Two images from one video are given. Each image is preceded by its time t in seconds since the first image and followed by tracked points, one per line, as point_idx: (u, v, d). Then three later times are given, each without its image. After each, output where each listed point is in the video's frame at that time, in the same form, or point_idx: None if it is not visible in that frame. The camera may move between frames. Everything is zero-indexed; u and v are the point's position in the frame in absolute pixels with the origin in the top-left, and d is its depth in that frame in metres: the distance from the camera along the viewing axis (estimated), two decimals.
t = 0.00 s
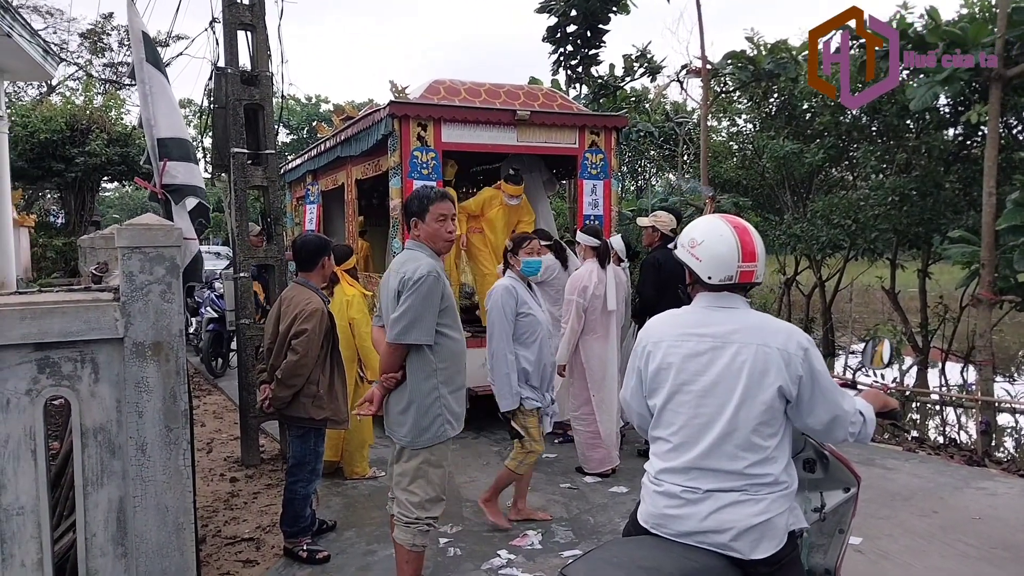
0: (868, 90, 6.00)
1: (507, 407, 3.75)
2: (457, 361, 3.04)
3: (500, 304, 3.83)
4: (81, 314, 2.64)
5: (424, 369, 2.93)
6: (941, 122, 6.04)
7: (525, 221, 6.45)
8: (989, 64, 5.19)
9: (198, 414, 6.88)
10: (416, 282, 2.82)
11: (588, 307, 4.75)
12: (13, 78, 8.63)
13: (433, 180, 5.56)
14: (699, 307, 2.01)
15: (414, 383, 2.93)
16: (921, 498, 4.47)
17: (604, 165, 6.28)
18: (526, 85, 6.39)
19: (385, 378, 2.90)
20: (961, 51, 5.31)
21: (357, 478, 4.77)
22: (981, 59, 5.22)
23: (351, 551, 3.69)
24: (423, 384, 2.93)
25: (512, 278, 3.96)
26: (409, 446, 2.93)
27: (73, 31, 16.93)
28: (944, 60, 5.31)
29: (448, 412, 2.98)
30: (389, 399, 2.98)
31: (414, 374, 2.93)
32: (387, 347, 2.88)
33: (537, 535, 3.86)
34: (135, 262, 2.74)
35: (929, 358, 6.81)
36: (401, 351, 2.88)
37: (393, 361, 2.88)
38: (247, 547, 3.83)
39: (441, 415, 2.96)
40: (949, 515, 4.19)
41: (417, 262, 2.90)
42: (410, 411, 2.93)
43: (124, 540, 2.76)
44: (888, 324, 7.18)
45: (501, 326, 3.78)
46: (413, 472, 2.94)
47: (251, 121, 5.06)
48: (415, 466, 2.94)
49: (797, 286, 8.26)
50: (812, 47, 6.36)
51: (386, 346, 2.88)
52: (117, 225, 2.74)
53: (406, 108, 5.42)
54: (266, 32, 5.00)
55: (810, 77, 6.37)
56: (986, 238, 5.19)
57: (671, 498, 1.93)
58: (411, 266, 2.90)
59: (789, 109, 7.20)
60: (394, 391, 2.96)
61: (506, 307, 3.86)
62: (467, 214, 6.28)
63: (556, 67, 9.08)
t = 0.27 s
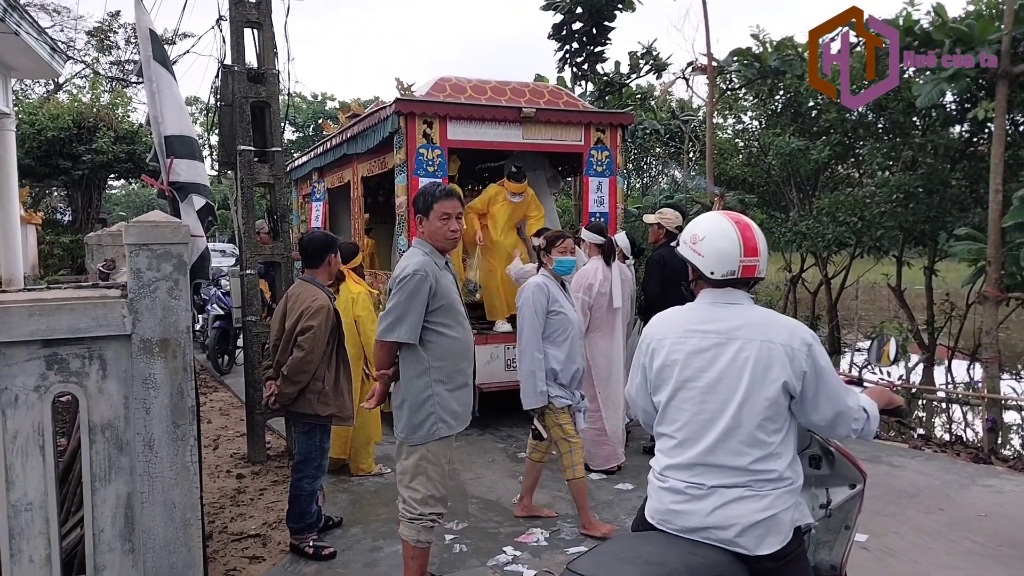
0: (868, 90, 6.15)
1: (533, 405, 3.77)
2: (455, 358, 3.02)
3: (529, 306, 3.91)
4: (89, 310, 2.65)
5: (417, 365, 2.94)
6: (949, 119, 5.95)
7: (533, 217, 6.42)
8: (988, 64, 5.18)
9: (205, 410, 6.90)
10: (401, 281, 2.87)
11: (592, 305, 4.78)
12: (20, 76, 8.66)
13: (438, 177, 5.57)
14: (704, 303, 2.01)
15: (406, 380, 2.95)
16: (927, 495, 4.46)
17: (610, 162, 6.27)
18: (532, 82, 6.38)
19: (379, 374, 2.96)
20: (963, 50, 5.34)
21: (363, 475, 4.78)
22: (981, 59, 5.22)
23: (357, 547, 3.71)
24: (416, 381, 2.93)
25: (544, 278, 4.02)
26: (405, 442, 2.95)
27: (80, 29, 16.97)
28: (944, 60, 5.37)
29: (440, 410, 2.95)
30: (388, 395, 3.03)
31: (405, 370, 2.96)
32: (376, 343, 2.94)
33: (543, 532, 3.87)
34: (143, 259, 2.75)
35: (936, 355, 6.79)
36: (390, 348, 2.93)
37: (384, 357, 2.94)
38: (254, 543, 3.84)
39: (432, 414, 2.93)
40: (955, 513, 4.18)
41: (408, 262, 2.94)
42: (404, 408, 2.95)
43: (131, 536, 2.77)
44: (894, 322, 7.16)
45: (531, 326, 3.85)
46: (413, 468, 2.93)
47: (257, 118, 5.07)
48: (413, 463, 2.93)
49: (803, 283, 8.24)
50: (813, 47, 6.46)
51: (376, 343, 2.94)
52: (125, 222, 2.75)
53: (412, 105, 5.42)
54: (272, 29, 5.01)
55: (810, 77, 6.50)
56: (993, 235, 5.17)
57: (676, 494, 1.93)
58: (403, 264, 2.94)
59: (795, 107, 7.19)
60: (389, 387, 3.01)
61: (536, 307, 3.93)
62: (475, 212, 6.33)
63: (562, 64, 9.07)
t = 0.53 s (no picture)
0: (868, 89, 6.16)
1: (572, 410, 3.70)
2: (458, 358, 3.02)
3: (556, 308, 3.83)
4: (93, 309, 2.66)
5: (417, 366, 2.95)
6: (950, 118, 5.99)
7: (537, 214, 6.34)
8: (989, 64, 5.20)
9: (208, 409, 6.92)
10: (399, 283, 2.87)
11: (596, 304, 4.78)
12: (23, 75, 8.68)
13: (441, 176, 5.57)
14: (705, 302, 2.01)
15: (406, 381, 2.97)
16: (930, 494, 4.46)
17: (612, 161, 6.27)
18: (535, 81, 6.38)
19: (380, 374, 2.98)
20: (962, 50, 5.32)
21: (366, 473, 4.79)
22: (981, 59, 5.23)
23: (360, 545, 3.71)
24: (416, 382, 2.94)
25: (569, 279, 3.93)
26: (406, 442, 2.97)
27: (83, 28, 16.98)
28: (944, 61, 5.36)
29: (441, 411, 2.95)
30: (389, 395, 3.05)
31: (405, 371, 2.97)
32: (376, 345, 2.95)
33: (546, 531, 3.87)
34: (147, 257, 2.76)
35: (938, 354, 6.78)
36: (390, 349, 2.94)
37: (384, 358, 2.95)
38: (257, 541, 3.85)
39: (433, 415, 2.94)
40: (957, 511, 4.18)
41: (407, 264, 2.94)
42: (405, 408, 2.96)
43: (135, 534, 2.78)
44: (896, 321, 7.16)
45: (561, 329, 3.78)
46: (413, 468, 2.93)
47: (261, 117, 5.07)
48: (414, 463, 2.94)
49: (805, 282, 8.24)
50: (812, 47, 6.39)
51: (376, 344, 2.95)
52: (129, 221, 2.75)
53: (415, 104, 5.43)
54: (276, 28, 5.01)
55: (810, 77, 6.49)
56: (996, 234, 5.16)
57: (675, 491, 1.94)
58: (403, 265, 2.94)
59: (798, 106, 7.18)
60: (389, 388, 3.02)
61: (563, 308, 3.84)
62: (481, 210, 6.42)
63: (565, 63, 9.07)
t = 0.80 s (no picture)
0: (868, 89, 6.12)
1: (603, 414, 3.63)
2: (459, 360, 3.02)
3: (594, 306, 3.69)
4: (95, 308, 2.66)
5: (418, 369, 2.94)
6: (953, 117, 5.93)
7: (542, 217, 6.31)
8: (989, 63, 5.19)
9: (210, 408, 6.92)
10: (403, 285, 2.86)
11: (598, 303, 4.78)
12: (25, 74, 8.68)
13: (444, 175, 5.57)
14: (697, 301, 2.00)
15: (407, 383, 2.96)
16: (932, 493, 4.46)
17: (614, 160, 6.26)
18: (537, 80, 6.37)
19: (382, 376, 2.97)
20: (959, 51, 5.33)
21: (368, 472, 4.79)
22: (981, 59, 5.22)
23: (362, 544, 3.71)
24: (419, 385, 2.93)
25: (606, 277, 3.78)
26: (407, 445, 2.96)
27: (85, 27, 16.98)
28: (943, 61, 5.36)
29: (443, 414, 2.94)
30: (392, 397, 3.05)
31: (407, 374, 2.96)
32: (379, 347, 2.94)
33: (548, 529, 3.87)
34: (149, 256, 2.76)
35: (941, 354, 6.77)
36: (393, 351, 2.93)
37: (387, 360, 2.95)
38: (259, 540, 3.85)
39: (435, 418, 2.93)
40: (959, 510, 4.17)
41: (411, 266, 2.93)
42: (406, 411, 2.95)
43: (137, 532, 2.78)
44: (899, 321, 7.15)
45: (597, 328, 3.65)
46: (416, 469, 2.93)
47: (263, 116, 5.07)
48: (415, 464, 2.93)
49: (807, 281, 8.23)
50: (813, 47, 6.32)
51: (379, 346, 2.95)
52: (131, 219, 2.75)
53: (417, 103, 5.43)
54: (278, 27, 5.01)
55: (810, 77, 6.47)
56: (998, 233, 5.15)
57: (663, 487, 1.94)
58: (406, 268, 2.93)
59: (800, 105, 7.17)
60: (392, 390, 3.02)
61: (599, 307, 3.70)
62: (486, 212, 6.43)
63: (567, 62, 9.06)
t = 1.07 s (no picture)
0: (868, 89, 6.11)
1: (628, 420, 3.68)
2: (456, 366, 3.03)
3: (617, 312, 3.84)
4: (96, 307, 2.66)
5: (417, 374, 2.94)
6: (953, 116, 5.93)
7: (543, 219, 6.26)
8: (989, 64, 5.20)
9: (211, 408, 6.93)
10: (407, 288, 2.86)
11: (597, 301, 4.79)
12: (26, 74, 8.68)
13: (444, 175, 5.57)
14: (685, 301, 2.01)
15: (406, 389, 2.95)
16: (932, 492, 4.46)
17: (615, 160, 6.26)
18: (538, 80, 6.37)
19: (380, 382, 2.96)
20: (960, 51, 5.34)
21: (368, 472, 4.80)
22: (980, 58, 5.22)
23: (362, 544, 3.72)
24: (418, 390, 2.93)
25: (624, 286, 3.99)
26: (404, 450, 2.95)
27: (85, 27, 16.98)
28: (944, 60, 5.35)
29: (440, 419, 2.95)
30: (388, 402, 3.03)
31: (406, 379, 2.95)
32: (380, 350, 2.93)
33: (548, 529, 3.86)
34: (150, 256, 2.76)
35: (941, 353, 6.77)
36: (395, 356, 2.92)
37: (387, 365, 2.93)
38: (260, 539, 3.85)
39: (432, 423, 2.93)
40: (959, 509, 4.17)
41: (415, 268, 2.92)
42: (403, 415, 2.94)
43: (138, 532, 2.78)
44: (899, 320, 7.14)
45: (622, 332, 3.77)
46: (410, 472, 2.94)
47: (263, 116, 5.07)
48: (411, 468, 2.94)
49: (808, 281, 8.23)
50: (812, 48, 6.31)
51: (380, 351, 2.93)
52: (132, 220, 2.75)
53: (417, 103, 5.43)
54: (278, 27, 5.01)
55: (810, 77, 6.47)
56: (998, 232, 5.15)
57: (643, 482, 1.97)
58: (410, 272, 2.92)
59: (800, 104, 7.17)
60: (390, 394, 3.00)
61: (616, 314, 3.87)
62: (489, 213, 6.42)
63: (567, 62, 9.06)
